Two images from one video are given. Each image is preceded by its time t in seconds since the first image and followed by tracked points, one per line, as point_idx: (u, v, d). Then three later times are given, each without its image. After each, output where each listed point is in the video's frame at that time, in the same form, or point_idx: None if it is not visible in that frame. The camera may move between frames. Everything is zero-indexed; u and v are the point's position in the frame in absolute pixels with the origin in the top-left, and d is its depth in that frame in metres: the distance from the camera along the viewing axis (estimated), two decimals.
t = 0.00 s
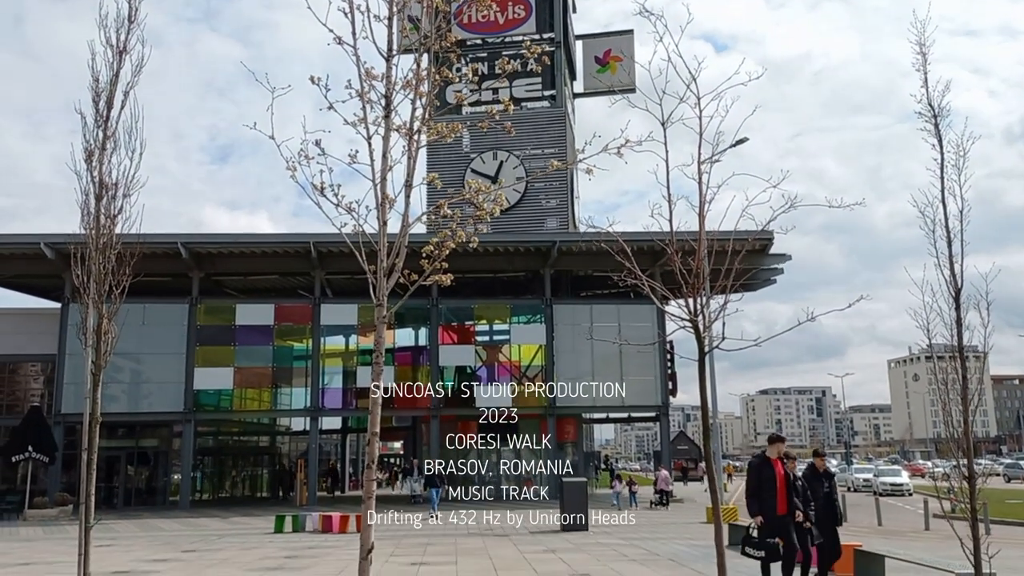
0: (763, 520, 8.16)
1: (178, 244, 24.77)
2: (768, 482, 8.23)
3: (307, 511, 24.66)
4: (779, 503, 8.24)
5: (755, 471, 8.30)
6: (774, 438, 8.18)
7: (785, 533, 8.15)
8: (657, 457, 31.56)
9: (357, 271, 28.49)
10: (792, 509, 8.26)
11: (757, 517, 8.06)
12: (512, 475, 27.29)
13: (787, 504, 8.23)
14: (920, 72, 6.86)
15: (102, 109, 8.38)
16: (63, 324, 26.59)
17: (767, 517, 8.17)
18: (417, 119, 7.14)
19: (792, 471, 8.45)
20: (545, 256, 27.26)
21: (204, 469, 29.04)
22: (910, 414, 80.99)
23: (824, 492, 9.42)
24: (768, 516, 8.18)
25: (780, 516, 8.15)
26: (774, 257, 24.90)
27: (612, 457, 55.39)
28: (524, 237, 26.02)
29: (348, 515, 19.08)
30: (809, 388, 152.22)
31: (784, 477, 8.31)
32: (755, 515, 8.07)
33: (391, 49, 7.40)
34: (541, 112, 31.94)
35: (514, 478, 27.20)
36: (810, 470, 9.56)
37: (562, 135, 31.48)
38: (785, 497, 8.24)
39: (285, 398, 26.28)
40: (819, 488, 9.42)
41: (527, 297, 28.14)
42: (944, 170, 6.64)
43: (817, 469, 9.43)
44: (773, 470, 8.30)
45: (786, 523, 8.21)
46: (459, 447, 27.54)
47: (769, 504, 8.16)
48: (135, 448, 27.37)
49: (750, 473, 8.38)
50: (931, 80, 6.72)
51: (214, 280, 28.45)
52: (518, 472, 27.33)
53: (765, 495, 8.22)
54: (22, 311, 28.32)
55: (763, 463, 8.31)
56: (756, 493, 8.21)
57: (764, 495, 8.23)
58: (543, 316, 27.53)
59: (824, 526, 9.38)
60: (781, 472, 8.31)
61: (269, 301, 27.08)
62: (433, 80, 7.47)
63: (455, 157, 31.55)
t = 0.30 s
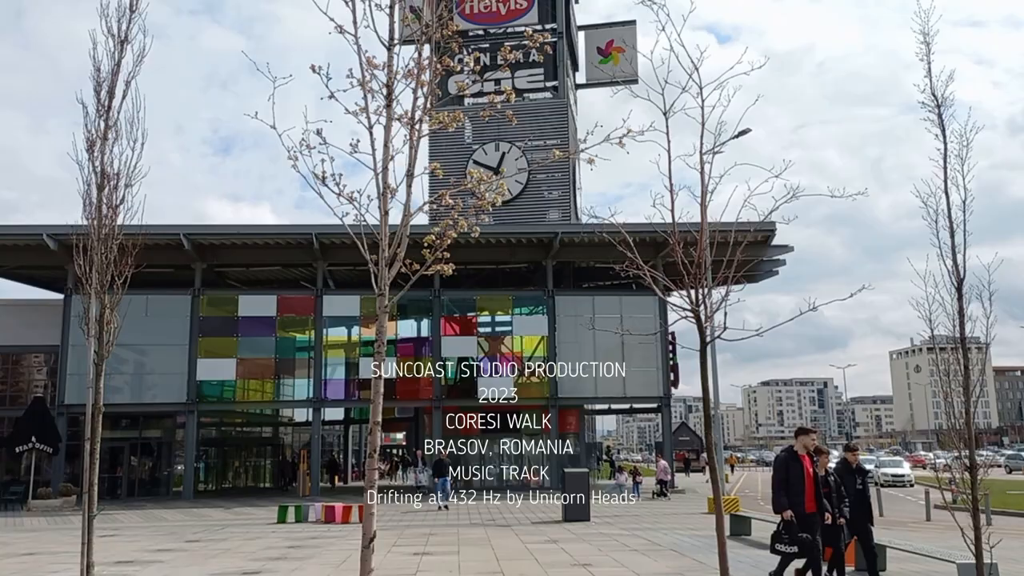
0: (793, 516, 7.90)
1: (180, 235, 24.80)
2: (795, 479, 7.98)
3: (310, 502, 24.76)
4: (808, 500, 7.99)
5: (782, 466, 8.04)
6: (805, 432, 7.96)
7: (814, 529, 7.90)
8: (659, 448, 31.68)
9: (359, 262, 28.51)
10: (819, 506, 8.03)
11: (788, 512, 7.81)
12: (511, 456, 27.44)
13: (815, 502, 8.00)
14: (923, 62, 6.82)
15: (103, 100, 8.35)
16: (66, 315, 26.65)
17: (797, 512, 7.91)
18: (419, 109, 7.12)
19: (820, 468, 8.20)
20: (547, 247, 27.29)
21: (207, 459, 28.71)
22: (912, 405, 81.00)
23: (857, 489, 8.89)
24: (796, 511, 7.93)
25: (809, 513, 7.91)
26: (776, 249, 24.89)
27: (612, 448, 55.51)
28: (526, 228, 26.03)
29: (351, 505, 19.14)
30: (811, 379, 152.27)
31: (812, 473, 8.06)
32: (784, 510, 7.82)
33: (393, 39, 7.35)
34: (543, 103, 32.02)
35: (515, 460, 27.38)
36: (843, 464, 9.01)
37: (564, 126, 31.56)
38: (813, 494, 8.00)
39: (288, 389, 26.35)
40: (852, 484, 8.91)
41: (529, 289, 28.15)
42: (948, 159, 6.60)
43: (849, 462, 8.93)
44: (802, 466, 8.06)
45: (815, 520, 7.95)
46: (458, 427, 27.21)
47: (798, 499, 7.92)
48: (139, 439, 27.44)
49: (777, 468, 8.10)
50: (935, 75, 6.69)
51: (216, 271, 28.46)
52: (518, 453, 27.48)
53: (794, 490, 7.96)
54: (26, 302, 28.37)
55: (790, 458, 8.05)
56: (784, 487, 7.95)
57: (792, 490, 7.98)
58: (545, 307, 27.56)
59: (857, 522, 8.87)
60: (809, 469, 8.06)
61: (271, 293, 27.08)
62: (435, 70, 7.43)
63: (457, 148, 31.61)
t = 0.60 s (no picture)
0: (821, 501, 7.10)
1: (183, 224, 24.81)
2: (820, 465, 7.32)
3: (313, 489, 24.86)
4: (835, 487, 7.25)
5: (804, 455, 7.38)
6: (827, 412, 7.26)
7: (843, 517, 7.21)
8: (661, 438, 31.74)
9: (361, 251, 28.51)
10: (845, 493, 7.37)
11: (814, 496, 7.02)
12: (512, 437, 27.42)
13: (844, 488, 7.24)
14: (927, 48, 6.77)
15: (104, 88, 8.30)
16: (69, 304, 26.70)
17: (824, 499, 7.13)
18: (420, 96, 7.09)
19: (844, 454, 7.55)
20: (549, 236, 27.27)
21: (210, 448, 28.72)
22: (913, 394, 81.06)
23: (893, 473, 8.88)
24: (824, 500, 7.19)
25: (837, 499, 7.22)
26: (779, 238, 24.88)
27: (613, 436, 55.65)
28: (529, 217, 26.02)
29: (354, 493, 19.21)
30: (813, 367, 152.36)
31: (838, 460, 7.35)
32: (812, 495, 7.06)
33: (395, 25, 7.28)
34: (545, 91, 32.08)
35: (515, 441, 27.28)
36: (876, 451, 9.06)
37: (566, 114, 31.60)
38: (838, 481, 7.35)
39: (290, 378, 26.40)
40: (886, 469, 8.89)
41: (532, 278, 28.15)
42: (950, 147, 6.59)
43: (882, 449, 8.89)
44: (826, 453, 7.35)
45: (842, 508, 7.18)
46: (459, 407, 27.05)
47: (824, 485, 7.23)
48: (142, 427, 27.52)
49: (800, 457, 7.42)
50: (936, 59, 6.67)
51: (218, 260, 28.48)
52: (518, 434, 27.42)
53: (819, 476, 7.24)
54: (28, 291, 28.39)
55: (813, 445, 7.39)
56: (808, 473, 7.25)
57: (816, 478, 7.33)
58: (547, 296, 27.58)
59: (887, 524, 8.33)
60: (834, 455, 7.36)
61: (273, 281, 27.09)
62: (436, 57, 7.39)
63: (458, 137, 31.64)
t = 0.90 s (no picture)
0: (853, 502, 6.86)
1: (184, 214, 24.80)
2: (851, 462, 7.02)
3: (315, 480, 24.95)
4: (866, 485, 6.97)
5: (833, 450, 7.09)
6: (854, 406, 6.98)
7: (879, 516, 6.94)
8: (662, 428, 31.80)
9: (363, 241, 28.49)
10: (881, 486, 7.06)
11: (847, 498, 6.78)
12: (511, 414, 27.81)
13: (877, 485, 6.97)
14: (932, 37, 6.72)
15: (105, 76, 8.25)
16: (71, 294, 26.71)
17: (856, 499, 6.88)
18: (422, 85, 7.04)
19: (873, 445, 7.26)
20: (551, 227, 27.22)
21: (212, 437, 28.83)
22: (914, 385, 81.12)
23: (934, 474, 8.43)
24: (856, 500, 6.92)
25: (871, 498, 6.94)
26: (781, 229, 24.82)
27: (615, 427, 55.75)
28: (530, 208, 25.97)
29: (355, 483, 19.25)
30: (814, 358, 152.35)
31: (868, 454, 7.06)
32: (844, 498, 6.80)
33: (396, 14, 7.23)
34: (547, 81, 32.04)
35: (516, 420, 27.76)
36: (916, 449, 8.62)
37: (568, 104, 31.57)
38: (872, 477, 7.04)
39: (292, 368, 26.44)
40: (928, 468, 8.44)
41: (533, 268, 28.12)
42: (954, 137, 6.54)
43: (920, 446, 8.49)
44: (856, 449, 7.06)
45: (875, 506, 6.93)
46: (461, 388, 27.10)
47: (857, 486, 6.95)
48: (144, 417, 27.57)
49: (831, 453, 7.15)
50: (941, 49, 6.61)
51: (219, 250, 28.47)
52: (518, 412, 27.71)
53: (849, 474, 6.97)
54: (31, 281, 28.41)
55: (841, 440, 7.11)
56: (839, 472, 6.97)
57: (848, 475, 7.03)
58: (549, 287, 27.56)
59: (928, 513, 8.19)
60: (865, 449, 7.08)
61: (274, 272, 27.08)
62: (439, 45, 7.34)
63: (460, 127, 31.58)
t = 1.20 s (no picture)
0: (883, 506, 6.87)
1: (186, 207, 24.79)
2: (887, 461, 6.96)
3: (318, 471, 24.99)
4: (902, 486, 6.92)
5: (872, 448, 7.04)
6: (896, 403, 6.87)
7: (912, 520, 6.90)
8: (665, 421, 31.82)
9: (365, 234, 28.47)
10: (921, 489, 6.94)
11: (874, 503, 6.80)
12: (510, 394, 27.25)
13: (912, 486, 6.91)
14: (938, 28, 6.67)
15: (109, 68, 8.22)
16: (73, 287, 26.70)
17: (886, 501, 6.89)
18: (426, 76, 7.03)
19: (919, 446, 7.11)
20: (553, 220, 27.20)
21: (215, 429, 29.19)
22: (916, 378, 81.10)
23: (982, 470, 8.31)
24: (890, 501, 6.90)
25: (904, 501, 6.87)
26: (784, 222, 24.79)
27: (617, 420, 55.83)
28: (533, 200, 25.93)
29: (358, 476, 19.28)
30: (815, 352, 152.37)
31: (908, 453, 6.96)
32: (872, 502, 6.83)
33: (401, 5, 7.17)
34: (550, 73, 32.00)
35: (516, 401, 27.28)
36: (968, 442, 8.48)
37: (571, 97, 31.55)
38: (912, 477, 6.94)
39: (294, 360, 26.46)
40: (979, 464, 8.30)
41: (535, 261, 28.09)
42: (959, 130, 6.50)
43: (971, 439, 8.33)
44: (894, 448, 6.98)
45: (909, 509, 6.89)
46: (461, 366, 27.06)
47: (889, 486, 6.90)
48: (147, 408, 27.60)
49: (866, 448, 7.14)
50: (947, 41, 6.57)
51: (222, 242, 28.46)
52: (518, 391, 27.19)
53: (883, 475, 6.95)
54: (33, 273, 28.43)
55: (880, 437, 7.05)
56: (872, 474, 6.96)
57: (884, 476, 6.97)
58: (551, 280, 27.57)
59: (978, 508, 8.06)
60: (906, 448, 6.98)
61: (277, 264, 27.07)
62: (442, 36, 7.31)
63: (462, 119, 31.57)
